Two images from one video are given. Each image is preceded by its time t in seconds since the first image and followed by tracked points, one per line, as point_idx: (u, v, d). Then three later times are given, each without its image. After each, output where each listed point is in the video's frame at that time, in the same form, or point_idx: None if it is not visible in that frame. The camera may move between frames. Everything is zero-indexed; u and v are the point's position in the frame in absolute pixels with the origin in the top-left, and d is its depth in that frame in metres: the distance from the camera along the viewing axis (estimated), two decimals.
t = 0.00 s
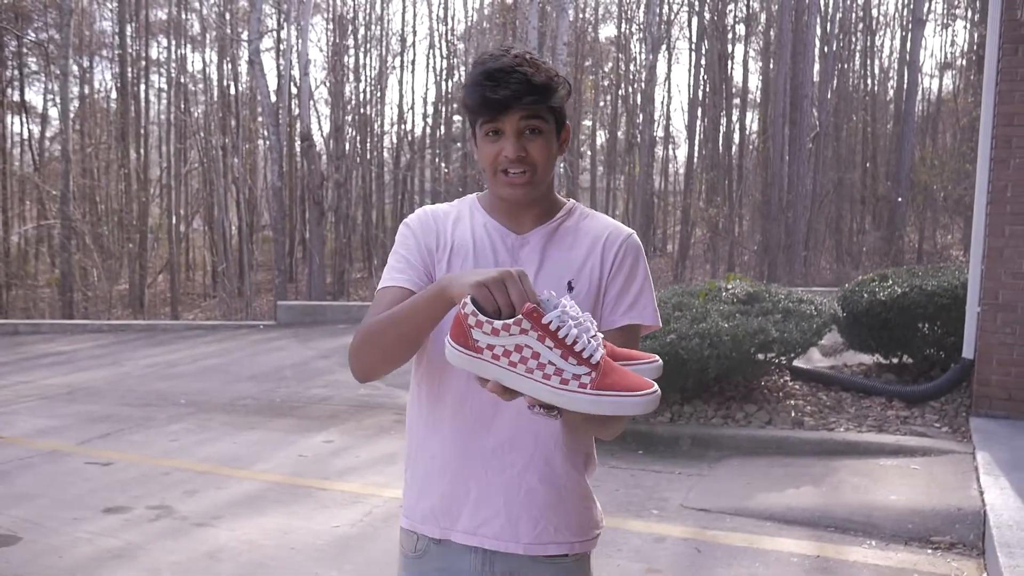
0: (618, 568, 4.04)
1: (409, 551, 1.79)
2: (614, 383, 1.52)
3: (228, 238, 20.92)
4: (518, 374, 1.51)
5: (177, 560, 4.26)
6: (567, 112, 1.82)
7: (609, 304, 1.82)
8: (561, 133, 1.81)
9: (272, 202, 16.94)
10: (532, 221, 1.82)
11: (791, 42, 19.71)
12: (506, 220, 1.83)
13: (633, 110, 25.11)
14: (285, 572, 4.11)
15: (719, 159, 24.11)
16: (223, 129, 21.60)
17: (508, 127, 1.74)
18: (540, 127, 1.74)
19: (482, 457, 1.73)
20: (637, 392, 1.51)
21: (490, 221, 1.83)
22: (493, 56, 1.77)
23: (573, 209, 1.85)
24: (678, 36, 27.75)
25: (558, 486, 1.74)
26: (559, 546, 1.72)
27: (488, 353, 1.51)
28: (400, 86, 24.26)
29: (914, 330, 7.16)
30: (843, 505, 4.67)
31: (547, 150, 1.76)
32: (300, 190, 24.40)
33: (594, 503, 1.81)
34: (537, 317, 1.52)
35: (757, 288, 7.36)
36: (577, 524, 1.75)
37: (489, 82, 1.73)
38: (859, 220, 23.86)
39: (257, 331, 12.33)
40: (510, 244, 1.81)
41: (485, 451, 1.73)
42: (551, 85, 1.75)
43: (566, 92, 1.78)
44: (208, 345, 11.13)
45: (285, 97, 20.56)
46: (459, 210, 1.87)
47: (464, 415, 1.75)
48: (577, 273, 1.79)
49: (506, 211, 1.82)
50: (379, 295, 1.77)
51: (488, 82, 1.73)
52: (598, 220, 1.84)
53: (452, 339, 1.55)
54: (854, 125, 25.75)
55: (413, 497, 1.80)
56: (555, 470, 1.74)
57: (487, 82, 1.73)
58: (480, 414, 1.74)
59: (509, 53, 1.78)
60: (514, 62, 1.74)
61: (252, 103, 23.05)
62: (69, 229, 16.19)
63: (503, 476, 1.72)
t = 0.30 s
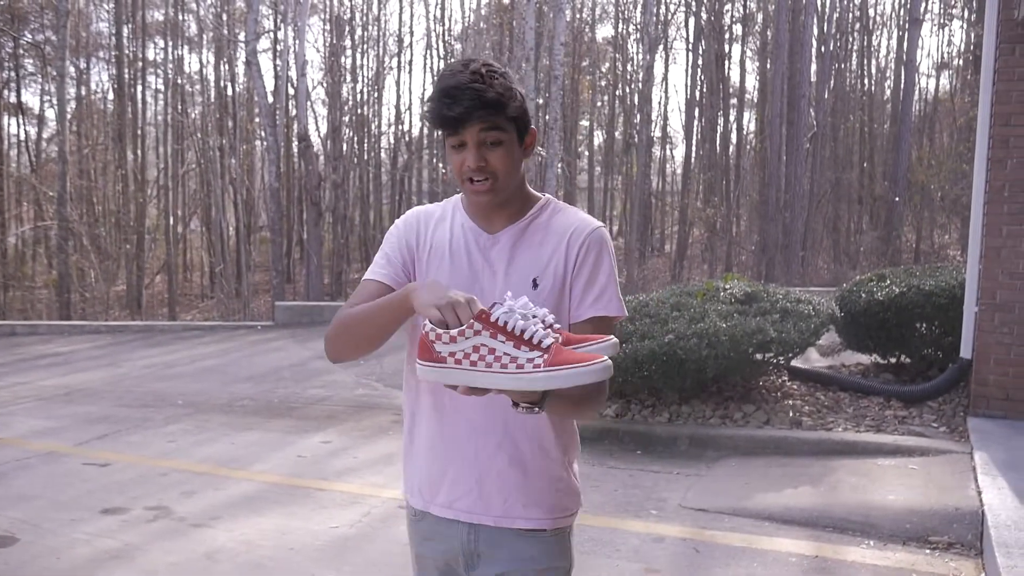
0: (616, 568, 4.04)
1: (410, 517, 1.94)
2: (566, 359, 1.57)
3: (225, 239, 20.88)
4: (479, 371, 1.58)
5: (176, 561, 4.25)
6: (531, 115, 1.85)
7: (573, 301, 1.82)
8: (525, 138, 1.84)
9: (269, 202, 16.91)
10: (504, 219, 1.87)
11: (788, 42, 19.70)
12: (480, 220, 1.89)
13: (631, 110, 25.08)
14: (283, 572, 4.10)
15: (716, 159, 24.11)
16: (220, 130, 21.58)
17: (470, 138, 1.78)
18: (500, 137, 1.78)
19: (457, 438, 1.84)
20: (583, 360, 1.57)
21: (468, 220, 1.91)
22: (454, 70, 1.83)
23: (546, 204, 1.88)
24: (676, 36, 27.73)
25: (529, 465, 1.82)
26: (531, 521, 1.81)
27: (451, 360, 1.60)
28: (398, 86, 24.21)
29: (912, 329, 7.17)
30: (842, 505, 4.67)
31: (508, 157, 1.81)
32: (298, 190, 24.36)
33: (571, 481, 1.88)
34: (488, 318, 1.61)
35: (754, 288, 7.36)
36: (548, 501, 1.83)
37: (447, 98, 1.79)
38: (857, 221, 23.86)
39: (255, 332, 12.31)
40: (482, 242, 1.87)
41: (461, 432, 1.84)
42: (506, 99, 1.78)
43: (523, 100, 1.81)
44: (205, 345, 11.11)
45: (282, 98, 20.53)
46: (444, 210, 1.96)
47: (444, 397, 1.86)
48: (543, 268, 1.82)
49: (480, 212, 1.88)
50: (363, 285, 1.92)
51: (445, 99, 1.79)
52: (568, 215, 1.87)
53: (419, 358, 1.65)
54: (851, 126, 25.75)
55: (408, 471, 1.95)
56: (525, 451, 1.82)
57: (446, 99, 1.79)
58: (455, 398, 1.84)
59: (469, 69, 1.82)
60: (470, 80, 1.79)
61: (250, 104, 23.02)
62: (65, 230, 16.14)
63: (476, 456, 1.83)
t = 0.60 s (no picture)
0: (618, 569, 4.03)
1: (413, 503, 1.94)
2: (545, 359, 1.55)
3: (227, 240, 20.89)
4: (462, 374, 1.58)
5: (177, 561, 4.25)
6: (534, 121, 1.84)
7: (570, 300, 1.81)
8: (528, 143, 1.83)
9: (271, 203, 16.91)
10: (503, 220, 1.86)
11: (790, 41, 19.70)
12: (480, 220, 1.88)
13: (632, 110, 25.08)
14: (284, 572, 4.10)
15: (718, 159, 24.13)
16: (222, 130, 21.63)
17: (476, 146, 1.77)
18: (505, 144, 1.78)
19: (457, 422, 1.85)
20: (561, 360, 1.54)
21: (469, 219, 1.90)
22: (460, 78, 1.82)
23: (545, 204, 1.87)
24: (677, 36, 27.72)
25: (527, 449, 1.83)
26: (532, 504, 1.81)
27: (437, 365, 1.61)
28: (399, 86, 24.22)
29: (914, 330, 7.16)
30: (844, 506, 4.66)
31: (512, 164, 1.81)
32: (299, 191, 24.39)
33: (569, 467, 1.88)
34: (470, 323, 1.61)
35: (756, 288, 7.36)
36: (546, 485, 1.83)
37: (453, 103, 1.79)
38: (859, 221, 23.85)
39: (256, 332, 12.32)
40: (481, 242, 1.87)
41: (460, 416, 1.84)
42: (514, 110, 1.78)
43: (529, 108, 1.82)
44: (207, 346, 11.12)
45: (284, 98, 20.56)
46: (446, 209, 1.96)
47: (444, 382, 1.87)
48: (541, 267, 1.82)
49: (481, 213, 1.87)
50: (367, 286, 1.93)
51: (451, 104, 1.79)
52: (567, 214, 1.86)
53: (409, 364, 1.66)
54: (853, 125, 25.72)
55: (409, 458, 1.95)
56: (523, 435, 1.83)
57: (453, 108, 1.78)
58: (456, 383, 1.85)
59: (476, 78, 1.81)
60: (479, 91, 1.78)
61: (252, 104, 23.04)
62: (68, 231, 16.18)
63: (475, 440, 1.83)
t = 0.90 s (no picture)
0: (617, 566, 4.03)
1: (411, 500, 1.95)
2: (546, 344, 1.54)
3: (226, 236, 20.86)
4: (466, 370, 1.57)
5: (175, 557, 4.25)
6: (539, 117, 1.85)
7: (571, 298, 1.81)
8: (532, 138, 1.84)
9: (269, 200, 16.87)
10: (505, 215, 1.86)
11: (790, 38, 19.68)
12: (481, 215, 1.88)
13: (632, 107, 25.06)
14: (283, 569, 4.10)
15: (717, 156, 24.09)
16: (221, 126, 21.62)
17: (481, 138, 1.78)
18: (509, 138, 1.79)
19: (454, 419, 1.85)
20: (561, 344, 1.53)
21: (469, 215, 1.90)
22: (466, 71, 1.83)
23: (547, 201, 1.87)
24: (677, 33, 27.69)
25: (524, 447, 1.82)
26: (528, 501, 1.81)
27: (441, 364, 1.61)
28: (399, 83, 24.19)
29: (913, 327, 7.16)
30: (843, 503, 4.66)
31: (516, 159, 1.82)
32: (298, 187, 24.37)
33: (566, 465, 1.88)
34: (468, 319, 1.61)
35: (756, 285, 7.36)
36: (543, 483, 1.83)
37: (459, 96, 1.79)
38: (858, 218, 23.83)
39: (256, 329, 12.32)
40: (482, 237, 1.87)
41: (458, 413, 1.84)
42: (520, 103, 1.79)
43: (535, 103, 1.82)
44: (206, 342, 11.12)
45: (282, 95, 20.53)
46: (447, 205, 1.96)
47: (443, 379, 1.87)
48: (541, 264, 1.81)
49: (482, 208, 1.87)
50: (370, 286, 1.94)
51: (457, 96, 1.79)
52: (569, 212, 1.86)
53: (413, 371, 1.66)
54: (852, 123, 25.69)
55: (408, 454, 1.96)
56: (520, 432, 1.82)
57: (460, 100, 1.78)
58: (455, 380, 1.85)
59: (483, 71, 1.81)
60: (486, 83, 1.78)
61: (251, 101, 23.02)
62: (67, 227, 16.16)
63: (472, 438, 1.83)
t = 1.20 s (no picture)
0: (614, 563, 4.03)
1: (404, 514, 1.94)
2: (559, 381, 1.56)
3: (223, 234, 20.81)
4: (474, 400, 1.60)
5: (173, 555, 4.25)
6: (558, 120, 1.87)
7: (579, 308, 1.83)
8: (548, 141, 1.85)
9: (266, 197, 16.80)
10: (511, 220, 1.87)
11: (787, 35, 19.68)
12: (488, 218, 1.89)
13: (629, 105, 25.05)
14: (280, 567, 4.10)
15: (714, 154, 24.09)
16: (218, 124, 21.57)
17: (501, 136, 1.77)
18: (530, 138, 1.79)
19: (450, 435, 1.85)
20: (578, 381, 1.55)
21: (474, 217, 1.90)
22: (489, 64, 1.81)
23: (554, 205, 1.89)
24: (674, 31, 27.69)
25: (523, 462, 1.82)
26: (527, 517, 1.81)
27: (444, 390, 1.61)
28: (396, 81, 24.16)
29: (910, 324, 7.18)
30: (839, 500, 4.67)
31: (533, 159, 1.83)
32: (295, 185, 24.33)
33: (565, 478, 1.88)
34: (478, 344, 1.60)
35: (753, 283, 7.37)
36: (543, 497, 1.83)
37: (483, 89, 1.78)
38: (855, 216, 23.83)
39: (252, 326, 12.31)
40: (488, 241, 1.87)
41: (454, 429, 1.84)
42: (545, 102, 1.80)
43: (559, 104, 1.83)
44: (202, 340, 11.10)
45: (279, 92, 20.48)
46: (448, 204, 1.96)
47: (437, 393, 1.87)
48: (549, 272, 1.83)
49: (490, 210, 1.88)
50: (361, 287, 1.89)
51: (481, 88, 1.78)
52: (576, 219, 1.88)
53: (412, 388, 1.66)
54: (850, 120, 25.69)
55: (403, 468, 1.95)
56: (518, 448, 1.82)
57: (485, 94, 1.77)
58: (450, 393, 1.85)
59: (508, 65, 1.80)
60: (513, 78, 1.77)
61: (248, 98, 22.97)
62: (62, 224, 16.10)
63: (468, 455, 1.83)
